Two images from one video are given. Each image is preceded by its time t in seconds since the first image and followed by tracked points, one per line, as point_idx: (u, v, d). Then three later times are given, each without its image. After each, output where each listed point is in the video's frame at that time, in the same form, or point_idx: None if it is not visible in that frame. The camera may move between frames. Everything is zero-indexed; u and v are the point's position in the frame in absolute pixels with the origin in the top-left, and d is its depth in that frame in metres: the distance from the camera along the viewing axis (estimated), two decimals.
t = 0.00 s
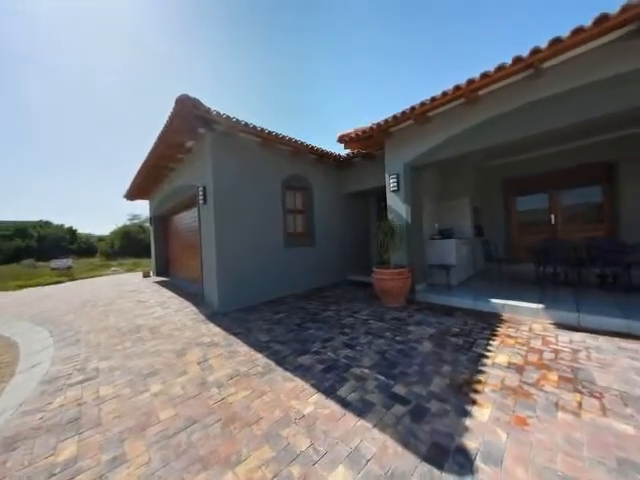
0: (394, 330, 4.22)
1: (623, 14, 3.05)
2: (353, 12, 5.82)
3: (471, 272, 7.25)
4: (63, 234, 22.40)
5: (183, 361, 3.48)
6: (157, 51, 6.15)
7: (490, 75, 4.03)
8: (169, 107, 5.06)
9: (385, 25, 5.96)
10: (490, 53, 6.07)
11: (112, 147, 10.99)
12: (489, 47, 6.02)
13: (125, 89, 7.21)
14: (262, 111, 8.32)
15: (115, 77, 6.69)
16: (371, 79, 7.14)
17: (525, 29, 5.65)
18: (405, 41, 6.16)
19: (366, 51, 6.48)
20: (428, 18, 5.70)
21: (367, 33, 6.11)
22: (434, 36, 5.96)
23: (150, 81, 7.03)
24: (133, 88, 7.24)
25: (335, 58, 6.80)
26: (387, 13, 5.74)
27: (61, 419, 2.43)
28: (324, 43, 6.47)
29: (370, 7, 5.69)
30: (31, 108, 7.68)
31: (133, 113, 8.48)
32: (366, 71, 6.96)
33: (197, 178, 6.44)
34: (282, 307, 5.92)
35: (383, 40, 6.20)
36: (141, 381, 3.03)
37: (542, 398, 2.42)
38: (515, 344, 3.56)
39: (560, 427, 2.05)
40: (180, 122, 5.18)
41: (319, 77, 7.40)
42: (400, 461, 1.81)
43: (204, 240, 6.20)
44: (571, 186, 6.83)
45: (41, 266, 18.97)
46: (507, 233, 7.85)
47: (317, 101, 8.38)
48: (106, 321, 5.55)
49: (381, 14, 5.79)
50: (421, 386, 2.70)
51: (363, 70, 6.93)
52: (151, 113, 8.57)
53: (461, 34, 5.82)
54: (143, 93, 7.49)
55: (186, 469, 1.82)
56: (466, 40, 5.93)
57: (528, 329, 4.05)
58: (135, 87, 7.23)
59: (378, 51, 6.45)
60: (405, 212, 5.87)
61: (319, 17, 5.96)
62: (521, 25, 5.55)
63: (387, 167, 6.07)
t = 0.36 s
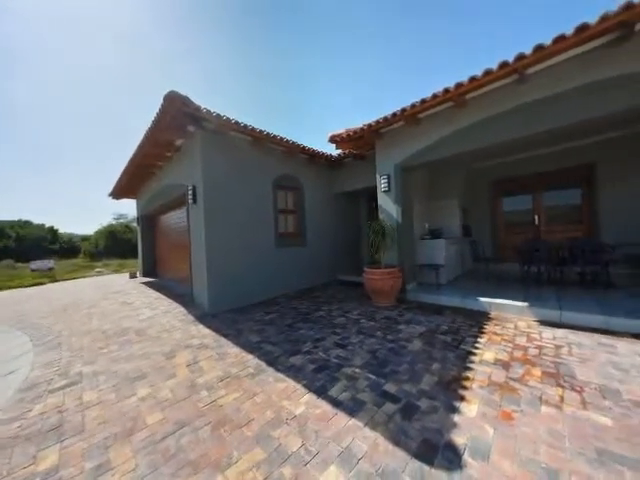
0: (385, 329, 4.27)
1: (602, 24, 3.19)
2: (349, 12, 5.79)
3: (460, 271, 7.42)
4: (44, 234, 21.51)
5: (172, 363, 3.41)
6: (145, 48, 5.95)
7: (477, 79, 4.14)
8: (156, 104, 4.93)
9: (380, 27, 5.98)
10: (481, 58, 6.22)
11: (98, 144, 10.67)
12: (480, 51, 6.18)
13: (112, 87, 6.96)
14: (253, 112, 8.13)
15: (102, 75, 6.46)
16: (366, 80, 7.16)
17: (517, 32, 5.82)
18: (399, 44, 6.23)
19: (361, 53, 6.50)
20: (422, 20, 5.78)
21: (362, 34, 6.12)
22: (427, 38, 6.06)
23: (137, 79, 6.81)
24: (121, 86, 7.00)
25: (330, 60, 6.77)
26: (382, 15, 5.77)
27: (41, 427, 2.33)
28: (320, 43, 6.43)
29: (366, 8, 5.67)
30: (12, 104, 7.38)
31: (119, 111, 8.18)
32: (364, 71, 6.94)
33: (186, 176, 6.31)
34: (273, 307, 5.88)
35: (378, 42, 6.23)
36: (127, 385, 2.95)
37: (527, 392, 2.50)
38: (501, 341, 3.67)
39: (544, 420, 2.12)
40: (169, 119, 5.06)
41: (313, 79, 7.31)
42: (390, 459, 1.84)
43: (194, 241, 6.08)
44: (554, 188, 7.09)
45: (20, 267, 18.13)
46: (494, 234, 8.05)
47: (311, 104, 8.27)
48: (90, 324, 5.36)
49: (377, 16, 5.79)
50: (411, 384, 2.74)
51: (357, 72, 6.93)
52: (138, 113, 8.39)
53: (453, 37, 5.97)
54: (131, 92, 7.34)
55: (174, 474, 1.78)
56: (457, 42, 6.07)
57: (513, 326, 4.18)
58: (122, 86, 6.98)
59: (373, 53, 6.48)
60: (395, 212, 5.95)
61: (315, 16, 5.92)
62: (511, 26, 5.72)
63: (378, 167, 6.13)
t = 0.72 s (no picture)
0: (376, 328, 4.31)
1: (582, 32, 3.33)
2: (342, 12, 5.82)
3: (449, 270, 7.58)
4: (23, 233, 20.59)
5: (160, 367, 3.33)
6: (131, 43, 5.76)
7: (465, 83, 4.24)
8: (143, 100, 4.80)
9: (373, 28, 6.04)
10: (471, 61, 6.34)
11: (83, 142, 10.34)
12: (469, 56, 6.35)
13: (96, 85, 6.71)
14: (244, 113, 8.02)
15: (86, 72, 6.24)
16: (359, 81, 7.19)
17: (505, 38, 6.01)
18: (391, 45, 6.31)
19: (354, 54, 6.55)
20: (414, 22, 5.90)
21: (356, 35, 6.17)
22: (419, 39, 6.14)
23: (123, 76, 6.57)
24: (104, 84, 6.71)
25: (323, 60, 6.77)
26: (375, 16, 5.84)
27: (20, 436, 2.22)
28: (313, 43, 6.43)
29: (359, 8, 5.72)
30: None
31: (103, 109, 7.88)
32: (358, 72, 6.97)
33: (174, 175, 6.17)
34: (264, 308, 5.84)
35: (371, 44, 6.30)
36: (113, 390, 2.86)
37: (512, 388, 2.58)
38: (488, 338, 3.77)
39: (528, 414, 2.20)
40: (157, 116, 4.94)
41: (305, 79, 7.27)
42: (381, 456, 1.85)
43: (183, 241, 5.95)
44: (538, 189, 7.34)
45: None
46: (481, 234, 8.26)
47: (303, 104, 8.23)
48: (73, 327, 5.17)
49: (370, 17, 5.85)
50: (401, 382, 2.78)
51: (350, 72, 6.97)
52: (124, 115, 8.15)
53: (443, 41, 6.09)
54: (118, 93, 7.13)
55: None
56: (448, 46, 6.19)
57: (499, 323, 4.30)
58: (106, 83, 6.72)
59: (366, 54, 6.53)
60: (386, 212, 6.02)
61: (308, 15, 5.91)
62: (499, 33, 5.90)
63: (370, 168, 6.19)
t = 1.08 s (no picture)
0: (367, 328, 4.34)
1: (564, 40, 3.47)
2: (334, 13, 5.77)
3: (438, 270, 7.72)
4: None
5: (147, 370, 3.24)
6: (117, 38, 5.58)
7: (453, 86, 4.34)
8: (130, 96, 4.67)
9: (365, 30, 6.02)
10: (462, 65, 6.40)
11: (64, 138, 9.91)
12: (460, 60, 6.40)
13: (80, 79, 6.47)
14: (235, 110, 7.93)
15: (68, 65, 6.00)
16: (351, 82, 7.23)
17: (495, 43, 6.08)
18: (384, 47, 6.31)
19: (345, 55, 6.54)
20: (406, 25, 5.90)
21: (348, 36, 6.15)
22: (411, 41, 6.18)
23: (108, 72, 6.35)
24: (87, 77, 6.47)
25: (315, 60, 6.72)
26: (367, 17, 5.80)
27: None
28: (304, 42, 6.36)
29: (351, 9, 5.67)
30: None
31: (86, 103, 7.60)
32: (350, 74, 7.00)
33: (162, 173, 6.03)
34: (255, 308, 5.78)
35: (363, 45, 6.28)
36: (97, 395, 2.76)
37: (499, 384, 2.66)
38: (476, 335, 3.87)
39: (514, 409, 2.27)
40: (144, 113, 4.81)
41: (297, 78, 7.24)
42: (372, 455, 1.87)
43: (171, 241, 5.82)
44: (523, 191, 7.57)
45: None
46: (469, 234, 8.46)
47: (295, 103, 8.21)
48: (54, 331, 4.95)
49: (362, 18, 5.82)
50: (392, 380, 2.81)
51: (343, 73, 6.95)
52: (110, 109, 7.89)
53: (435, 44, 6.15)
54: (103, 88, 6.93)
55: None
56: (440, 49, 6.24)
57: (486, 321, 4.42)
58: (89, 77, 6.47)
59: (358, 55, 6.53)
60: (377, 212, 6.08)
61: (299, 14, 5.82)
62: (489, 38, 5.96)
63: (361, 168, 6.24)
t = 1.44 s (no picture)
0: (359, 327, 4.37)
1: (547, 47, 3.59)
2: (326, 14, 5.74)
3: (428, 270, 7.85)
4: None
5: (134, 374, 3.15)
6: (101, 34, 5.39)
7: (442, 89, 4.42)
8: (115, 92, 4.53)
9: (357, 31, 6.01)
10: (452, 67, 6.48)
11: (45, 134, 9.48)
12: (449, 61, 6.49)
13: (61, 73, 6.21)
14: (225, 109, 7.79)
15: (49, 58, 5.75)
16: (342, 84, 7.28)
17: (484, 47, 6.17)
18: (375, 48, 6.32)
19: (337, 55, 6.52)
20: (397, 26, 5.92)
21: (340, 36, 6.13)
22: (402, 42, 6.20)
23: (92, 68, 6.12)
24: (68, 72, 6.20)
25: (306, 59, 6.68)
26: (358, 19, 5.78)
27: None
28: (296, 42, 6.31)
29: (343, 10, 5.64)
30: None
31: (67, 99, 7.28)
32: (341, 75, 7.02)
33: (150, 171, 5.88)
34: (246, 309, 5.73)
35: (355, 46, 6.29)
36: (81, 401, 2.66)
37: (486, 380, 2.73)
38: (464, 333, 3.95)
39: (500, 404, 2.33)
40: (131, 109, 4.67)
41: (289, 78, 7.22)
42: (364, 453, 1.88)
43: (159, 240, 5.69)
44: (508, 192, 7.81)
45: None
46: (457, 234, 8.65)
47: (286, 102, 8.15)
48: (33, 335, 4.74)
49: (353, 18, 5.79)
50: (383, 379, 2.84)
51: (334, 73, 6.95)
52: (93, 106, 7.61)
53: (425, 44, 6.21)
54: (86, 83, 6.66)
55: None
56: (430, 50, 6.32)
57: (474, 319, 4.53)
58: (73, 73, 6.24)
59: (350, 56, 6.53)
60: (369, 212, 6.14)
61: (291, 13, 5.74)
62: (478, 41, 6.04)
63: (353, 169, 6.28)
